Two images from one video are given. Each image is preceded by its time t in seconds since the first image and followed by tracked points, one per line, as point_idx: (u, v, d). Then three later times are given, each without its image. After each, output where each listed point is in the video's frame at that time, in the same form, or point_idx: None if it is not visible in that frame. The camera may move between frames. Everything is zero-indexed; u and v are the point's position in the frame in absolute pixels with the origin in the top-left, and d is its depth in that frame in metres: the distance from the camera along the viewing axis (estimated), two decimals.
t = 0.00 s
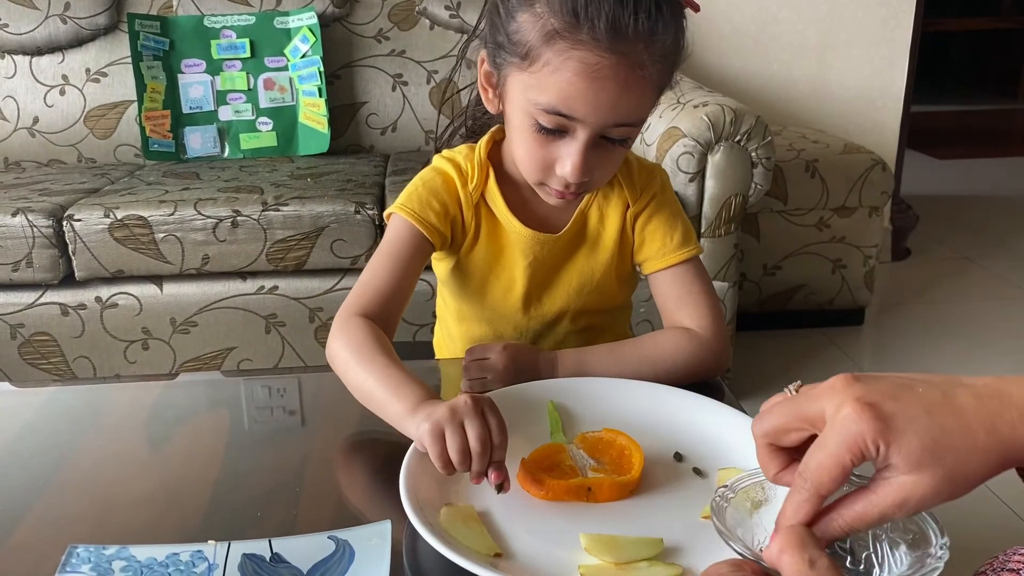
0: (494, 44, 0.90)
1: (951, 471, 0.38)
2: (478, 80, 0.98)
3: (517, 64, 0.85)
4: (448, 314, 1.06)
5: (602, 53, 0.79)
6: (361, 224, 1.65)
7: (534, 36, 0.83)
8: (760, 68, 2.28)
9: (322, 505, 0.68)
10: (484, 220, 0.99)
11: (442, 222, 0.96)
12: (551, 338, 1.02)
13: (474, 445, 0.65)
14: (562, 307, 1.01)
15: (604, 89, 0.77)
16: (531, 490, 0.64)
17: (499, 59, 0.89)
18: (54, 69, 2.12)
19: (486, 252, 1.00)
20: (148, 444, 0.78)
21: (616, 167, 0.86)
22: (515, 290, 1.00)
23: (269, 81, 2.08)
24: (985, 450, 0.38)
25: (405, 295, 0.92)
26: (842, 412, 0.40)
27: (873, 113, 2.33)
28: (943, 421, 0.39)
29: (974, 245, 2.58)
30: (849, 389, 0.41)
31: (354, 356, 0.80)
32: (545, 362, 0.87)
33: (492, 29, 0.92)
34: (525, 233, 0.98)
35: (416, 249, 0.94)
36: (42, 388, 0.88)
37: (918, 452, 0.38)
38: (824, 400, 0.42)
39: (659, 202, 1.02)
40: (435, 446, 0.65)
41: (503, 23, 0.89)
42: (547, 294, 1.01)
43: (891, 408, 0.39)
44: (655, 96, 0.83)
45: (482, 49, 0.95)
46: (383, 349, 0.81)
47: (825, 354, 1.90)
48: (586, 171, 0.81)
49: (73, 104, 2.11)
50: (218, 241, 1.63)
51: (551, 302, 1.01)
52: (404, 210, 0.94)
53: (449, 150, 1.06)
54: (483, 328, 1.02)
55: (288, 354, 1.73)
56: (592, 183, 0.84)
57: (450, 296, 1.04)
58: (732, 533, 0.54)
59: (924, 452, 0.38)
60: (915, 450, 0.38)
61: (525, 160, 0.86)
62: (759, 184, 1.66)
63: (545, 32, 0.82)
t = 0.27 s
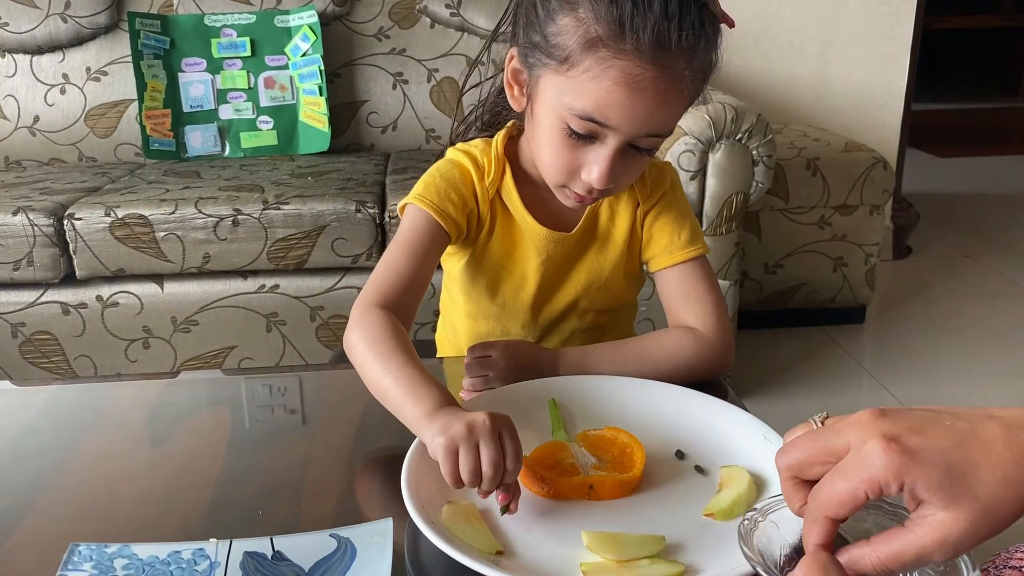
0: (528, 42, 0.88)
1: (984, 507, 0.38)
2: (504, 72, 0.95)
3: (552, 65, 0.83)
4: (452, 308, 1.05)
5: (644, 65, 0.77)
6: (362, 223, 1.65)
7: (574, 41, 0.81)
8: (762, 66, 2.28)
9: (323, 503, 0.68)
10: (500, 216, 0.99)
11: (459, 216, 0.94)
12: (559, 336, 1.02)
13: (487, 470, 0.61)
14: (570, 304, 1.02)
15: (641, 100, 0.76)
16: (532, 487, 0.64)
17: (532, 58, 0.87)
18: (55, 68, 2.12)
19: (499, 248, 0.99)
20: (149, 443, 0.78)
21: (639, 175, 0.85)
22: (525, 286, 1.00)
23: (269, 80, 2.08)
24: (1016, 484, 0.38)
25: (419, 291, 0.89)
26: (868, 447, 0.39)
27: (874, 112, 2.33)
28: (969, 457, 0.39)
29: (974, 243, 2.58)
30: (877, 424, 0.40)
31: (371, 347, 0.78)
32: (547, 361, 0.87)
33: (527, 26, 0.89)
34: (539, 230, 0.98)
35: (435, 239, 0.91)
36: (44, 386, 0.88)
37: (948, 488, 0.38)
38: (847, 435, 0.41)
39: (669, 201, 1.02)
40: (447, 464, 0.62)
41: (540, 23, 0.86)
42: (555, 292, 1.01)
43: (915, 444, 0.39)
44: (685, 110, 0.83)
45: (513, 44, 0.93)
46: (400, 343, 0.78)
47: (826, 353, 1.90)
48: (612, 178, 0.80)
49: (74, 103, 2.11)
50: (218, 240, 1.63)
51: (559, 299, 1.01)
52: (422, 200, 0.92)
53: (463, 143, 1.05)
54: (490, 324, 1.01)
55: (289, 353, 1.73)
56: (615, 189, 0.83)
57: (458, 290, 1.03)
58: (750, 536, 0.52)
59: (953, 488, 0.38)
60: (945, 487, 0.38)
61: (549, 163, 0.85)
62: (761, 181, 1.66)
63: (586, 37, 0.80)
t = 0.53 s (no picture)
0: (546, 45, 0.88)
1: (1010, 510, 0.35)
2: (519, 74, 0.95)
3: (570, 70, 0.83)
4: (457, 308, 1.05)
5: (663, 74, 0.77)
6: (362, 224, 1.65)
7: (593, 47, 0.81)
8: (762, 66, 2.28)
9: (323, 505, 0.68)
10: (510, 214, 0.99)
11: (469, 214, 0.94)
12: (563, 336, 1.02)
13: (489, 492, 0.61)
14: (576, 303, 1.02)
15: (658, 109, 0.77)
16: (528, 486, 0.65)
17: (549, 62, 0.87)
18: (55, 69, 2.12)
19: (507, 246, 1.00)
20: (149, 444, 0.78)
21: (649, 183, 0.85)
22: (532, 284, 1.00)
23: (270, 80, 2.08)
24: None
25: (428, 289, 0.89)
26: (890, 448, 0.37)
27: (874, 111, 2.33)
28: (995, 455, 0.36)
29: (975, 242, 2.58)
30: (896, 424, 0.38)
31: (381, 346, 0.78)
32: (547, 362, 0.87)
33: (545, 29, 0.89)
34: (549, 228, 0.98)
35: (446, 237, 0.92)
36: (45, 387, 0.88)
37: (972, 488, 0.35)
38: (868, 435, 0.38)
39: (675, 203, 1.02)
40: (449, 485, 0.62)
41: (559, 27, 0.86)
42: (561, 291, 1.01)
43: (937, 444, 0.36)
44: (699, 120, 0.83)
45: (530, 46, 0.93)
46: (411, 343, 0.79)
47: (827, 353, 1.90)
48: (625, 185, 0.80)
49: (74, 104, 2.12)
50: (219, 241, 1.64)
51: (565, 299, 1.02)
52: (434, 197, 0.92)
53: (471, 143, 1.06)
54: (495, 323, 1.01)
55: (289, 353, 1.73)
56: (626, 196, 0.83)
57: (462, 289, 1.03)
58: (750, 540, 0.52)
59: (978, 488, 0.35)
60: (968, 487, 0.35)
61: (562, 167, 0.85)
62: (761, 181, 1.67)
63: (606, 44, 0.80)
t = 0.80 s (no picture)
0: (549, 44, 0.88)
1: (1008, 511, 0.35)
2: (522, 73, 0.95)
3: (572, 68, 0.83)
4: (459, 305, 1.05)
5: (664, 72, 0.78)
6: (362, 224, 1.65)
7: (596, 45, 0.81)
8: (762, 66, 2.28)
9: (322, 507, 0.68)
10: (511, 211, 0.99)
11: (472, 210, 0.95)
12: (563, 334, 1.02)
13: (476, 497, 0.61)
14: (576, 301, 1.02)
15: (660, 107, 0.77)
16: (526, 487, 0.64)
17: (552, 60, 0.87)
18: (55, 70, 2.13)
19: (509, 243, 1.00)
20: (149, 445, 0.78)
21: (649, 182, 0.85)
22: (532, 282, 1.00)
23: (270, 81, 2.08)
24: None
25: (430, 284, 0.89)
26: (892, 443, 0.37)
27: (874, 111, 2.33)
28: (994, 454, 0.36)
29: (975, 241, 2.59)
30: (897, 422, 0.37)
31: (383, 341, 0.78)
32: (546, 363, 0.87)
33: (548, 28, 0.89)
34: (550, 226, 0.98)
35: (449, 233, 0.92)
36: (45, 389, 0.88)
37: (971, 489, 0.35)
38: (870, 432, 0.38)
39: (676, 203, 1.02)
40: (438, 486, 0.62)
41: (562, 26, 0.87)
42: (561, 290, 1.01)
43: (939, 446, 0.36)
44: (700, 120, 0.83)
45: (533, 45, 0.93)
46: (413, 340, 0.78)
47: (827, 353, 1.90)
48: (624, 183, 0.80)
49: (74, 105, 2.12)
50: (219, 242, 1.64)
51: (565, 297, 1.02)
52: (437, 192, 0.92)
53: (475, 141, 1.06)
54: (495, 320, 1.01)
55: (289, 354, 1.73)
56: (626, 195, 0.83)
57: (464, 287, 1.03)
58: (750, 542, 0.51)
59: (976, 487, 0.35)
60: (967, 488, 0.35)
61: (563, 166, 0.85)
62: (760, 181, 1.66)
63: (609, 42, 0.80)
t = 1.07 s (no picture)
0: (551, 40, 0.88)
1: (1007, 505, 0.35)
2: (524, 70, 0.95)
3: (573, 63, 0.83)
4: (462, 304, 1.05)
5: (665, 66, 0.78)
6: (363, 225, 1.65)
7: (596, 40, 0.81)
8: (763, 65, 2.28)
9: (323, 507, 0.68)
10: (513, 209, 0.99)
11: (474, 207, 0.95)
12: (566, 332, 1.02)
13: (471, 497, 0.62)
14: (579, 299, 1.02)
15: (660, 100, 0.76)
16: (527, 488, 0.64)
17: (553, 56, 0.87)
18: (56, 70, 2.13)
19: (511, 241, 1.00)
20: (150, 446, 0.78)
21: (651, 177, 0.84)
22: (534, 280, 1.00)
23: (270, 81, 2.08)
24: None
25: (433, 281, 0.89)
26: (887, 442, 0.36)
27: (874, 111, 2.33)
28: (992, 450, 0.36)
29: (975, 241, 2.59)
30: (892, 418, 0.38)
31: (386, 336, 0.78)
32: (547, 363, 0.87)
33: (549, 25, 0.90)
34: (552, 224, 0.98)
35: (451, 230, 0.92)
36: (46, 389, 0.88)
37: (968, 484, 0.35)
38: (864, 432, 0.38)
39: (678, 203, 1.02)
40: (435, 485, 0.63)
41: (563, 22, 0.87)
42: (564, 288, 1.01)
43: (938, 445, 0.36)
44: (701, 115, 0.83)
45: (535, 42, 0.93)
46: (417, 337, 0.78)
47: (827, 353, 1.90)
48: (626, 178, 0.80)
49: (75, 105, 2.12)
50: (219, 242, 1.64)
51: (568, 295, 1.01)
52: (441, 188, 0.93)
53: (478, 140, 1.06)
54: (498, 319, 1.01)
55: (290, 354, 1.73)
56: (628, 189, 0.83)
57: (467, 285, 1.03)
58: (750, 540, 0.51)
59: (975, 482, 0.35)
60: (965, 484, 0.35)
61: (564, 161, 0.84)
62: (761, 181, 1.66)
63: (609, 37, 0.81)
